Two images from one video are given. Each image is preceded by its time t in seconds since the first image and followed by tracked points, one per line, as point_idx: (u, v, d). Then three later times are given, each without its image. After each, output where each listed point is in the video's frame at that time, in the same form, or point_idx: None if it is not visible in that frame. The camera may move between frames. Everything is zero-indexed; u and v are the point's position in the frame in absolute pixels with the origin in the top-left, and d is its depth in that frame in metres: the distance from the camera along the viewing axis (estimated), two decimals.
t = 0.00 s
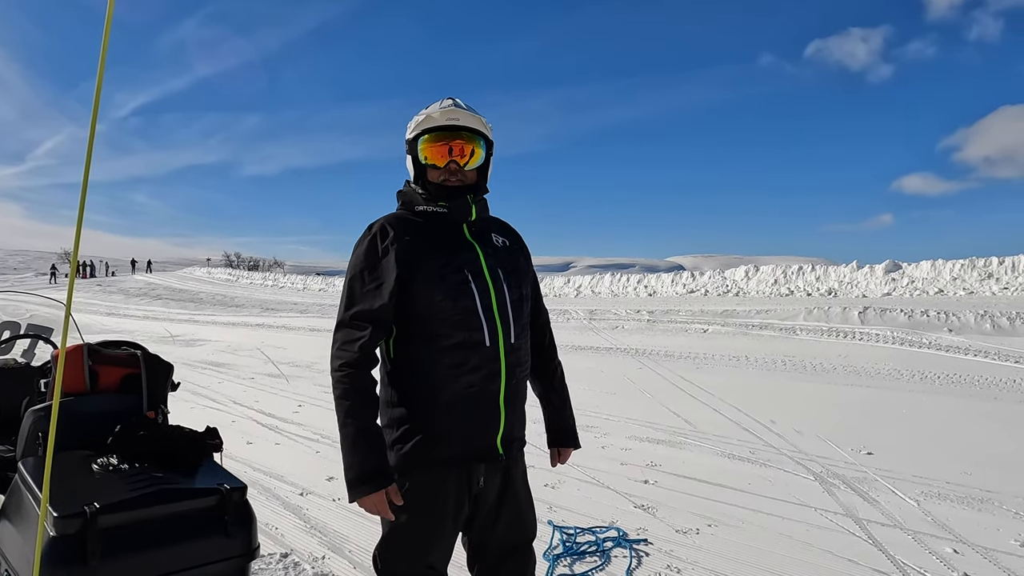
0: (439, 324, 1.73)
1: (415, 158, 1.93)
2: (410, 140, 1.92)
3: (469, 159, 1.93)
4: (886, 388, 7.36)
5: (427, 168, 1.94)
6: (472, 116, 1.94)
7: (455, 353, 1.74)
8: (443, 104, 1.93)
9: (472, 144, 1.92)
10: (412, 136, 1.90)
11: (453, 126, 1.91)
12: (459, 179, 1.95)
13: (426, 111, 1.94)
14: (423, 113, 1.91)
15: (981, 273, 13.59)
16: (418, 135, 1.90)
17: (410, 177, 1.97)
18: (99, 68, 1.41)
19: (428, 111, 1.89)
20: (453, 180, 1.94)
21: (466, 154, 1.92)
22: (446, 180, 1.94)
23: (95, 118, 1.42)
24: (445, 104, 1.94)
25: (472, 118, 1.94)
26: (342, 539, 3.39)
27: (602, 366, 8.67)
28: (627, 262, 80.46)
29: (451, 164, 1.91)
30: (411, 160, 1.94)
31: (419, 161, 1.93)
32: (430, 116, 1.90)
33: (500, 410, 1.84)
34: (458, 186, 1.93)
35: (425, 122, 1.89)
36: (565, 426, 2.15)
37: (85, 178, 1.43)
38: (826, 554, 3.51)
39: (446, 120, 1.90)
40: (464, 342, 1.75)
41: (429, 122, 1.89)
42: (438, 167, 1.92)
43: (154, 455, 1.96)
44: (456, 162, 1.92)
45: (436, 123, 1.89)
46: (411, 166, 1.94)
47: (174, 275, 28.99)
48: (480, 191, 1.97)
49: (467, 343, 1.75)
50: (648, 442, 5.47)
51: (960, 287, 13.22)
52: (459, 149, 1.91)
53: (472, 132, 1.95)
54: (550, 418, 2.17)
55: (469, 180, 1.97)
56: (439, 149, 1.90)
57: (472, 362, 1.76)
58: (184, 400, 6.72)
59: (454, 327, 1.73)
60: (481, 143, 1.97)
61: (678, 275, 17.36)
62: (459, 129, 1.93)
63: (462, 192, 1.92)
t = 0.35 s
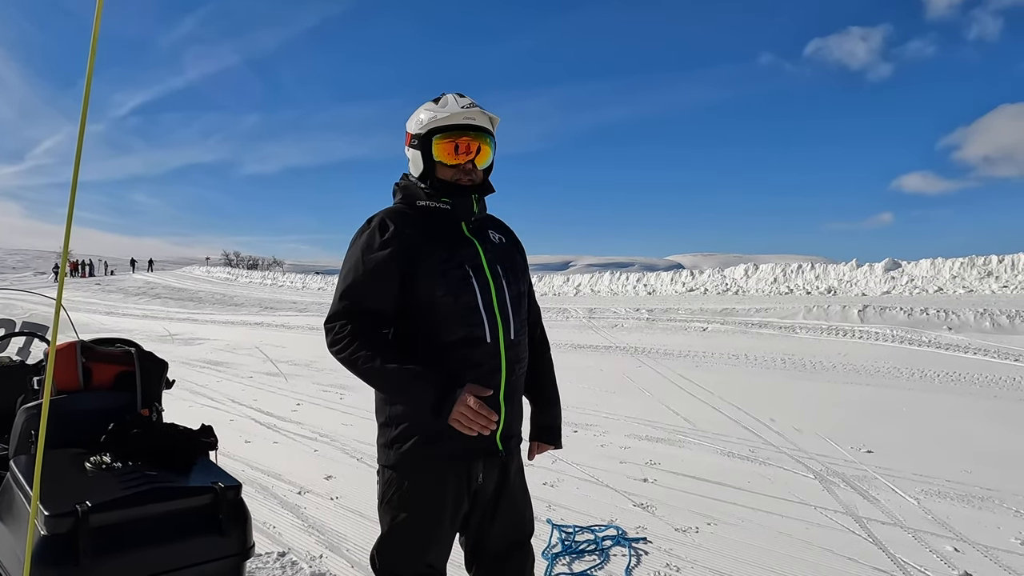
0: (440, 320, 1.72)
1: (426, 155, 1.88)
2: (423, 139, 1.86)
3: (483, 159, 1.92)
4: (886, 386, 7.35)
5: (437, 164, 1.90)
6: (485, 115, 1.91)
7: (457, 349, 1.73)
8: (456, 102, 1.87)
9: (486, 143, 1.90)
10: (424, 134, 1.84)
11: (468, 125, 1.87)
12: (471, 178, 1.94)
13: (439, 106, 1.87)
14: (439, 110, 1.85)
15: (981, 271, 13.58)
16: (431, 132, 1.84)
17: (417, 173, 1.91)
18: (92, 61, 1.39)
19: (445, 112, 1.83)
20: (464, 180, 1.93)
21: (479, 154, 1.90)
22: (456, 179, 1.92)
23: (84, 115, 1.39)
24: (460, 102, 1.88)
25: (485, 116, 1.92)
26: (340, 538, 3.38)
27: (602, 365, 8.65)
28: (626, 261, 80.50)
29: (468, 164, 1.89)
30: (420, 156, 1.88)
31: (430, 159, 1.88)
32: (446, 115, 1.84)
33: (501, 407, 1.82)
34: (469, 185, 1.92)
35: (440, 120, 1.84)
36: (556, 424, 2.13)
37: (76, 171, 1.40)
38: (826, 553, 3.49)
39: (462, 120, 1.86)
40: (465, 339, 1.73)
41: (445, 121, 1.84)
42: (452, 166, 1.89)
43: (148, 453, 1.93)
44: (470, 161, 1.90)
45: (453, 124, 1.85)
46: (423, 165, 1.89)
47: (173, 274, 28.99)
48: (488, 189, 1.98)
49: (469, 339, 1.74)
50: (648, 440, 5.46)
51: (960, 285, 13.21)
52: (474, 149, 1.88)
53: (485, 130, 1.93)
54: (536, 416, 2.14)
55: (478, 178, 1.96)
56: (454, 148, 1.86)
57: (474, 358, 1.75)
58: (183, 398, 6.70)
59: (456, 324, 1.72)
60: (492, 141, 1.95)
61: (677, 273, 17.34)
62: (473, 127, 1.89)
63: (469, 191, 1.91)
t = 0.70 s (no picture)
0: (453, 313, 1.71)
1: (415, 159, 1.84)
2: (411, 142, 1.83)
3: (473, 156, 1.90)
4: (887, 384, 7.32)
5: (428, 167, 1.86)
6: (470, 112, 1.89)
7: (469, 343, 1.73)
8: (442, 101, 1.86)
9: (475, 141, 1.88)
10: (413, 138, 1.82)
11: (456, 124, 1.86)
12: (463, 177, 1.91)
13: (422, 108, 1.85)
14: (423, 113, 1.82)
15: (982, 269, 13.54)
16: (420, 136, 1.82)
17: (408, 177, 1.88)
18: (84, 65, 1.43)
19: (433, 112, 1.81)
20: (457, 179, 1.89)
21: (470, 152, 1.88)
22: (449, 179, 1.88)
23: (78, 115, 1.45)
24: (443, 102, 1.86)
25: (471, 113, 1.90)
26: (340, 537, 3.36)
27: (602, 364, 8.63)
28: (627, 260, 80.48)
29: (461, 161, 1.87)
30: (410, 160, 1.85)
31: (421, 162, 1.85)
32: (432, 117, 1.82)
33: (511, 400, 1.83)
34: (462, 184, 1.89)
35: (427, 122, 1.81)
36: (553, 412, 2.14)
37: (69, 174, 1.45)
38: (827, 551, 3.48)
39: (449, 120, 1.83)
40: (478, 332, 1.75)
41: (432, 123, 1.81)
42: (444, 166, 1.85)
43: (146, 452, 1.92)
44: (461, 160, 1.87)
45: (441, 123, 1.82)
46: (414, 167, 1.85)
47: (173, 273, 28.97)
48: (480, 185, 1.96)
49: (480, 333, 1.75)
50: (648, 438, 5.44)
51: (961, 284, 13.17)
52: (464, 148, 1.86)
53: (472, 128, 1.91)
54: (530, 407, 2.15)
55: (470, 174, 1.94)
56: (445, 148, 1.83)
57: (486, 352, 1.76)
58: (183, 397, 6.68)
59: (468, 317, 1.72)
60: (478, 138, 1.93)
61: (678, 272, 17.30)
62: (460, 126, 1.87)
63: (463, 190, 1.89)
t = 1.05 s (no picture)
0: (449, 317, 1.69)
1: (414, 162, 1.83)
2: (408, 143, 1.82)
3: (471, 159, 1.89)
4: (889, 384, 7.29)
5: (426, 169, 1.85)
6: (472, 115, 1.87)
7: (465, 347, 1.72)
8: (442, 104, 1.84)
9: (477, 145, 1.88)
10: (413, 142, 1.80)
11: (455, 128, 1.84)
12: (461, 180, 1.91)
13: (421, 109, 1.83)
14: (424, 116, 1.80)
15: (984, 268, 13.49)
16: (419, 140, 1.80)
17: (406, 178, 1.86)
18: (82, 59, 1.39)
19: (432, 116, 1.79)
20: (455, 182, 1.89)
21: (470, 156, 1.88)
22: (447, 182, 1.88)
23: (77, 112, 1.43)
24: (444, 105, 1.84)
25: (471, 116, 1.88)
26: (342, 537, 3.35)
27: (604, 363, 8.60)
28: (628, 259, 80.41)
29: (458, 166, 1.86)
30: (409, 162, 1.83)
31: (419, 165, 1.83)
32: (432, 121, 1.80)
33: (508, 403, 1.82)
34: (460, 188, 1.89)
35: (427, 126, 1.79)
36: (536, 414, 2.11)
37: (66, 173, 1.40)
38: (830, 551, 3.47)
39: (450, 125, 1.82)
40: (474, 336, 1.73)
41: (432, 127, 1.80)
42: (442, 169, 1.85)
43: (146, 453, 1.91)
44: (460, 164, 1.87)
45: (440, 127, 1.81)
46: (410, 169, 1.84)
47: (175, 271, 28.97)
48: (479, 187, 1.96)
49: (476, 336, 1.74)
50: (650, 438, 5.43)
51: (963, 283, 13.13)
52: (464, 152, 1.86)
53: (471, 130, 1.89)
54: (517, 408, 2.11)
55: (468, 176, 1.93)
56: (442, 151, 1.82)
57: (481, 355, 1.75)
58: (184, 396, 6.68)
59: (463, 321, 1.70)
60: (479, 141, 1.92)
61: (679, 271, 17.27)
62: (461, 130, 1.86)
63: (462, 193, 1.88)
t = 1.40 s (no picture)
0: (423, 317, 1.68)
1: (396, 152, 1.86)
2: (389, 132, 1.86)
3: (453, 149, 1.89)
4: (893, 383, 7.27)
5: (409, 160, 1.88)
6: (452, 102, 1.88)
7: (440, 348, 1.69)
8: (421, 91, 1.87)
9: (458, 133, 1.88)
10: (391, 130, 1.83)
11: (433, 115, 1.85)
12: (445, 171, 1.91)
13: (403, 98, 1.87)
14: (400, 104, 1.83)
15: (988, 267, 13.45)
16: (397, 128, 1.83)
17: (391, 170, 1.90)
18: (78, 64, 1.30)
19: (407, 102, 1.82)
20: (438, 172, 1.91)
21: (451, 144, 1.87)
22: (429, 173, 1.90)
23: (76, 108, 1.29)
24: (421, 92, 1.86)
25: (452, 105, 1.88)
26: (343, 537, 3.34)
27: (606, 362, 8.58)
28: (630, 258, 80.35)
29: (436, 155, 1.86)
30: (391, 152, 1.87)
31: (400, 154, 1.86)
32: (408, 107, 1.82)
33: (486, 408, 1.78)
34: (444, 178, 1.89)
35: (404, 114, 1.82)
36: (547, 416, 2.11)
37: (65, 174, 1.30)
38: (833, 552, 3.45)
39: (426, 111, 1.83)
40: (448, 338, 1.70)
41: (409, 114, 1.82)
42: (422, 160, 1.87)
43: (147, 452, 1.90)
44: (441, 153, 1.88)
45: (416, 114, 1.83)
46: (393, 159, 1.88)
47: (178, 271, 29.00)
48: (465, 181, 1.93)
49: (451, 338, 1.70)
50: (653, 437, 5.41)
51: (967, 282, 13.09)
52: (444, 140, 1.86)
53: (453, 120, 1.90)
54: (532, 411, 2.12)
55: (453, 170, 1.93)
56: (419, 140, 1.84)
57: (457, 358, 1.71)
58: (187, 396, 6.67)
59: (438, 322, 1.68)
60: (463, 130, 1.92)
61: (682, 270, 17.25)
62: (440, 117, 1.87)
63: (445, 184, 1.88)
